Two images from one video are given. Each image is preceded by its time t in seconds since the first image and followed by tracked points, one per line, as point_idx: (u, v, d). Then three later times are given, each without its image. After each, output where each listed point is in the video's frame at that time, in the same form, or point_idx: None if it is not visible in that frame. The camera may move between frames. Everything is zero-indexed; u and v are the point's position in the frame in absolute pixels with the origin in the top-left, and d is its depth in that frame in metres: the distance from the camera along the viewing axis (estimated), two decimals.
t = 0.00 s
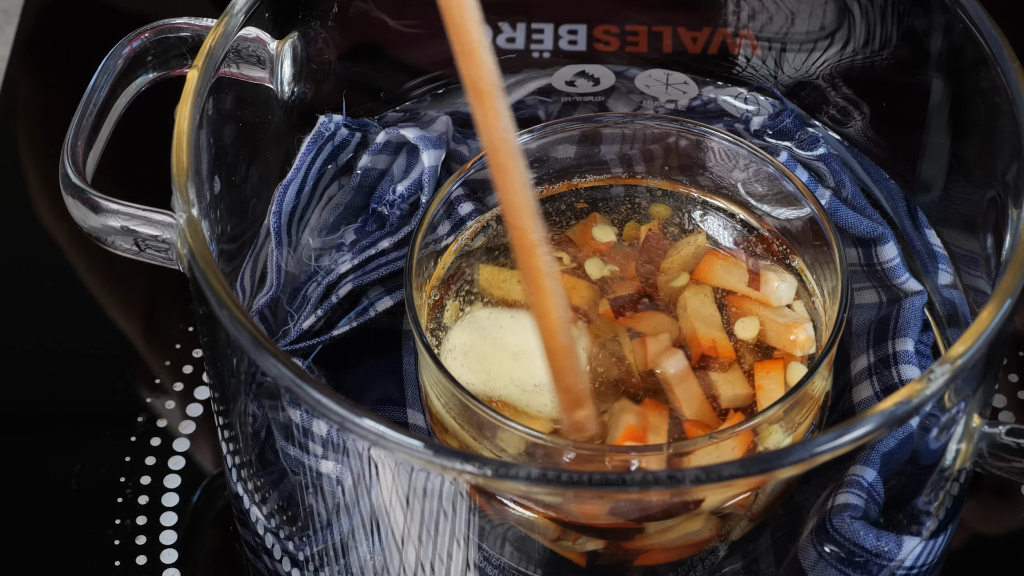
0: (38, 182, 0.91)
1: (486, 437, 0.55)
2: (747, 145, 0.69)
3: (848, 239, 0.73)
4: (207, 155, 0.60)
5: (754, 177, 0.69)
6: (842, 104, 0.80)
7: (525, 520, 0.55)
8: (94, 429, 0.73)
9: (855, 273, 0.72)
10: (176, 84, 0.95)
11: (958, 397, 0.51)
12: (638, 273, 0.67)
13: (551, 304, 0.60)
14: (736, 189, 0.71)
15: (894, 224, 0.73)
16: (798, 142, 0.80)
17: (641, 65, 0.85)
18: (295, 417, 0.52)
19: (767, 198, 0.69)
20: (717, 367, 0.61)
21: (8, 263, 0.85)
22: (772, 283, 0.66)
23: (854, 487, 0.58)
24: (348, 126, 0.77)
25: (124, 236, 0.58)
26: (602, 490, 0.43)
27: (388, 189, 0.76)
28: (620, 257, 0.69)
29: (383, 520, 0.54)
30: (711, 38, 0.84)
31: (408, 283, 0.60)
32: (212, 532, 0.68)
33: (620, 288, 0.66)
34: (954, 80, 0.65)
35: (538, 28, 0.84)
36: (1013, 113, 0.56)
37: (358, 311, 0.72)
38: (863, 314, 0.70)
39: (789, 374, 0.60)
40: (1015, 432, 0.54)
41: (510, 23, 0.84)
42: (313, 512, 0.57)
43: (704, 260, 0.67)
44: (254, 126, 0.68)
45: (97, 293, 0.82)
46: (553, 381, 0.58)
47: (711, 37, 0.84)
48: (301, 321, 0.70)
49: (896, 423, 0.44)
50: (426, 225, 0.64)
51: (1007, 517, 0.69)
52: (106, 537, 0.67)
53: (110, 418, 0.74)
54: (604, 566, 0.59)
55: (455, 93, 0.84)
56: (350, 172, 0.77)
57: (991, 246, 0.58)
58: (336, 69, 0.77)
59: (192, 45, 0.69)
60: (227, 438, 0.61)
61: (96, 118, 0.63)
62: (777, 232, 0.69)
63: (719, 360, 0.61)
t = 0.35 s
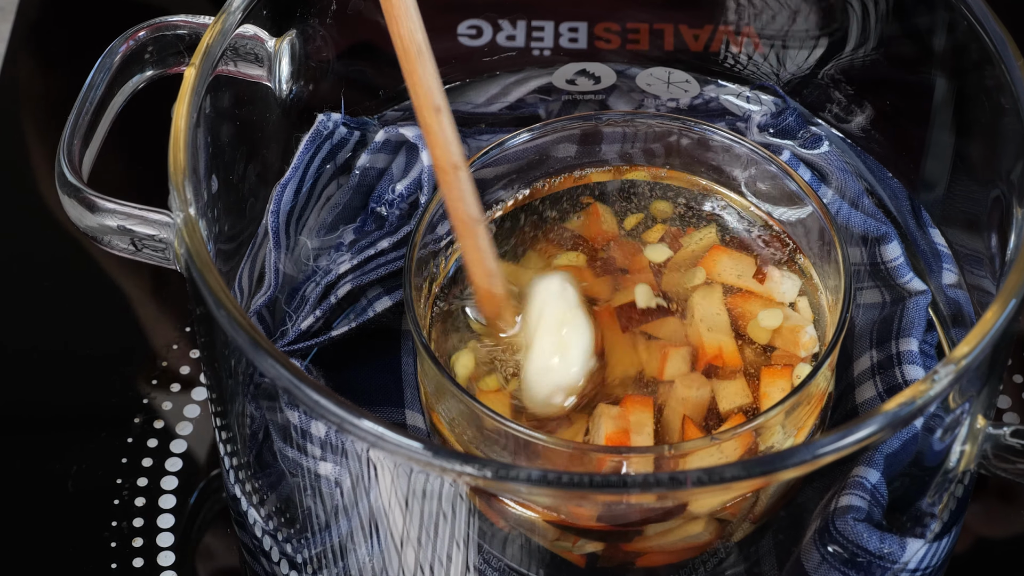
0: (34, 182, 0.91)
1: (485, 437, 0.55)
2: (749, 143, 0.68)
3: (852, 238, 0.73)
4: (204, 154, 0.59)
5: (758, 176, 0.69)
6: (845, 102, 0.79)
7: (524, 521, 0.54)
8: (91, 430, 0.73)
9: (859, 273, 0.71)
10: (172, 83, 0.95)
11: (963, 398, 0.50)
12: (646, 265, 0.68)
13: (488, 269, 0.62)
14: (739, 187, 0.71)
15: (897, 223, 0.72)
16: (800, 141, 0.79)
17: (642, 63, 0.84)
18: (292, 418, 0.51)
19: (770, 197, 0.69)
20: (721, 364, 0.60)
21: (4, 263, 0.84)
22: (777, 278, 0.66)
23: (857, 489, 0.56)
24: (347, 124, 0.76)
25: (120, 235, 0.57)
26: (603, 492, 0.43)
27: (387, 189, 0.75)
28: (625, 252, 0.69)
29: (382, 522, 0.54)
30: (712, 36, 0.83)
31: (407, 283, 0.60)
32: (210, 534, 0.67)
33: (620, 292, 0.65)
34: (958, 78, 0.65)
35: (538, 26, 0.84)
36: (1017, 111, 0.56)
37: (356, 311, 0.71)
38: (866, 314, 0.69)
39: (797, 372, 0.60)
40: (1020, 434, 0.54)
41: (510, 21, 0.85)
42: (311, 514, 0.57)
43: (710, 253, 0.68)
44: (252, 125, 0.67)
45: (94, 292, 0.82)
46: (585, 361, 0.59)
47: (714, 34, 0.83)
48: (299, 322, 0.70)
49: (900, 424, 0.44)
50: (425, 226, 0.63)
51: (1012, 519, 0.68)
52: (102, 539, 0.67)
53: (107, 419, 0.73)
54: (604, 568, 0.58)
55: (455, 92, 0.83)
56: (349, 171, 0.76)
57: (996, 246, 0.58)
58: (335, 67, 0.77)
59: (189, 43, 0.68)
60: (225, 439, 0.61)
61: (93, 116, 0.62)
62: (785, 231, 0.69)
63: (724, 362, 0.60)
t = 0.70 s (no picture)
0: (31, 181, 0.90)
1: (483, 438, 0.54)
2: (752, 142, 0.68)
3: (854, 239, 0.72)
4: (201, 153, 0.58)
5: (759, 175, 0.68)
6: (847, 100, 0.79)
7: (520, 525, 0.54)
8: (87, 432, 0.72)
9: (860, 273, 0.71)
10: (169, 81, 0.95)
11: (966, 399, 0.50)
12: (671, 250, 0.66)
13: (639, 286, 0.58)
14: (740, 187, 0.70)
15: (900, 223, 0.72)
16: (804, 139, 0.78)
17: (644, 61, 0.84)
18: (290, 419, 0.50)
19: (772, 196, 0.68)
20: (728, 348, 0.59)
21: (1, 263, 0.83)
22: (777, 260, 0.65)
23: (861, 492, 0.55)
24: (344, 123, 0.76)
25: (116, 235, 0.56)
26: (604, 494, 0.42)
27: (386, 187, 0.74)
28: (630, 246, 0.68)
29: (381, 524, 0.53)
30: (715, 34, 0.83)
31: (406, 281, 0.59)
32: (208, 536, 0.67)
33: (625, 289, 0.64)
34: (963, 76, 0.64)
35: (538, 23, 0.83)
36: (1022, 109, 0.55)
37: (355, 311, 0.70)
38: (869, 314, 0.69)
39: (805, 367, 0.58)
40: None
41: (510, 19, 0.83)
42: (309, 516, 0.56)
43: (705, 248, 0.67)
44: (249, 123, 0.67)
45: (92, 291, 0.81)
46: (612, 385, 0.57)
47: (715, 31, 0.83)
48: (297, 321, 0.69)
49: (904, 425, 0.43)
50: (425, 224, 0.63)
51: (1017, 518, 0.68)
52: (99, 542, 0.66)
53: (103, 420, 0.73)
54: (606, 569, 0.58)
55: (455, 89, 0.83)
56: (348, 170, 0.75)
57: (1000, 245, 0.57)
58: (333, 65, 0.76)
59: (186, 41, 0.68)
60: (222, 440, 0.60)
61: (89, 115, 0.61)
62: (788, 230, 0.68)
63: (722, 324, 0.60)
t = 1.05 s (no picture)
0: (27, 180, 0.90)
1: (483, 439, 0.54)
2: (755, 141, 0.67)
3: (858, 238, 0.71)
4: (198, 151, 0.58)
5: (761, 175, 0.68)
6: (851, 98, 0.78)
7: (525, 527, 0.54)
8: (83, 433, 0.71)
9: (865, 273, 0.71)
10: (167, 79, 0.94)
11: (971, 400, 0.49)
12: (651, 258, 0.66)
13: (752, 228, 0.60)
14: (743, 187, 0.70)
15: (904, 223, 0.72)
16: (805, 138, 0.78)
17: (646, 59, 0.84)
18: (288, 420, 0.50)
19: (774, 195, 0.68)
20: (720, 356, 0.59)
21: None
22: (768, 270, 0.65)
23: (864, 492, 0.56)
24: (343, 121, 0.75)
25: (113, 234, 0.56)
26: (605, 496, 0.41)
27: (385, 187, 0.74)
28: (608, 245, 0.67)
29: (380, 526, 0.53)
30: (716, 32, 0.82)
31: (406, 281, 0.59)
32: (204, 538, 0.66)
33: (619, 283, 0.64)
34: (966, 74, 0.64)
35: (539, 21, 0.83)
36: None
37: (354, 312, 0.70)
38: (873, 314, 0.68)
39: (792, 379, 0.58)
40: None
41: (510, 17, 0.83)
42: (307, 518, 0.55)
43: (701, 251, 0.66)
44: (247, 123, 0.66)
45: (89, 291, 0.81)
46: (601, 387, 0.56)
47: (717, 30, 0.82)
48: (296, 322, 0.68)
49: (907, 427, 0.43)
50: (425, 223, 0.63)
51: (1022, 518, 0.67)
52: (95, 544, 0.66)
53: (99, 422, 0.72)
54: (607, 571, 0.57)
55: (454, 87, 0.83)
56: (346, 169, 0.75)
57: (1004, 245, 0.57)
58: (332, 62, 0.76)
59: (183, 39, 0.67)
60: (219, 442, 0.60)
61: (85, 113, 0.61)
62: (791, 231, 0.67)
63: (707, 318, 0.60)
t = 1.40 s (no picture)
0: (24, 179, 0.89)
1: (483, 442, 0.53)
2: (756, 140, 0.67)
3: (859, 238, 0.71)
4: (195, 150, 0.57)
5: (763, 174, 0.67)
6: (854, 97, 0.78)
7: (524, 528, 0.53)
8: (79, 434, 0.71)
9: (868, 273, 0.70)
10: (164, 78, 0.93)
11: (975, 402, 0.48)
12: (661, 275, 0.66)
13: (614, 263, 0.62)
14: (745, 187, 0.69)
15: (907, 223, 0.71)
16: (808, 137, 0.77)
17: (646, 57, 0.84)
18: (286, 421, 0.49)
19: (776, 195, 0.67)
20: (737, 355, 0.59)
21: None
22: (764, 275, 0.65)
23: (867, 495, 0.55)
24: (342, 120, 0.75)
25: (109, 234, 0.55)
26: (605, 498, 0.41)
27: (383, 185, 0.73)
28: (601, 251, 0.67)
29: (378, 528, 0.52)
30: (718, 30, 0.82)
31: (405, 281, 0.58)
32: (201, 540, 0.65)
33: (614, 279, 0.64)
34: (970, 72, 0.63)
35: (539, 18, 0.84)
36: None
37: (351, 312, 0.69)
38: (876, 315, 0.68)
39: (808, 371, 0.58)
40: None
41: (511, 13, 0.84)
42: (305, 520, 0.55)
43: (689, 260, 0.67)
44: (245, 121, 0.66)
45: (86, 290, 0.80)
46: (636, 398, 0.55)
47: (720, 28, 0.82)
48: (293, 322, 0.68)
49: (910, 429, 0.42)
50: (423, 223, 0.62)
51: None
52: (91, 546, 0.65)
53: (95, 423, 0.72)
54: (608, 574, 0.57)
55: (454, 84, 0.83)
56: (344, 168, 0.74)
57: (1008, 244, 0.56)
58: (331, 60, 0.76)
59: (180, 37, 0.67)
60: (217, 443, 0.59)
61: (81, 112, 0.60)
62: (791, 232, 0.67)
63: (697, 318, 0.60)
